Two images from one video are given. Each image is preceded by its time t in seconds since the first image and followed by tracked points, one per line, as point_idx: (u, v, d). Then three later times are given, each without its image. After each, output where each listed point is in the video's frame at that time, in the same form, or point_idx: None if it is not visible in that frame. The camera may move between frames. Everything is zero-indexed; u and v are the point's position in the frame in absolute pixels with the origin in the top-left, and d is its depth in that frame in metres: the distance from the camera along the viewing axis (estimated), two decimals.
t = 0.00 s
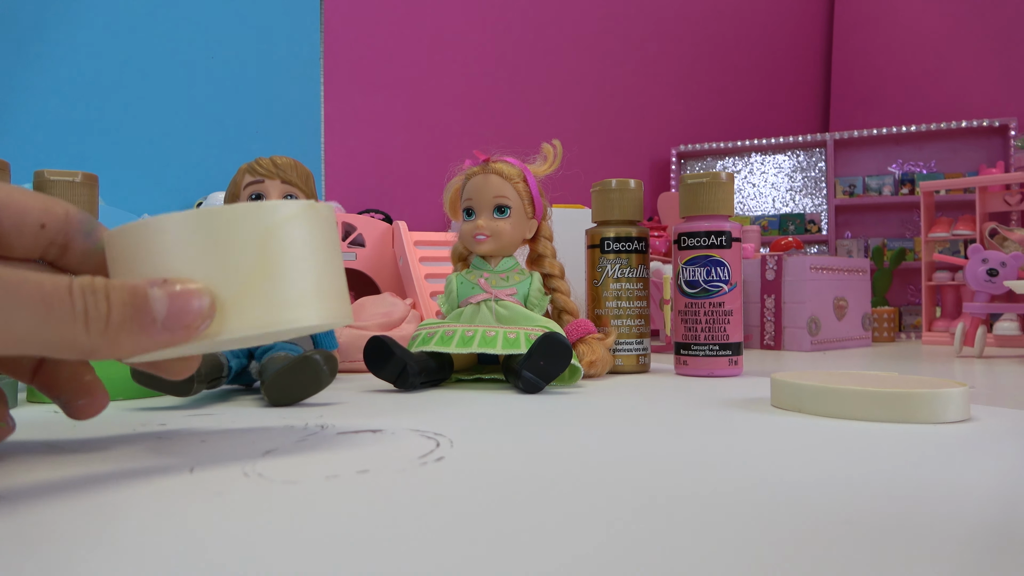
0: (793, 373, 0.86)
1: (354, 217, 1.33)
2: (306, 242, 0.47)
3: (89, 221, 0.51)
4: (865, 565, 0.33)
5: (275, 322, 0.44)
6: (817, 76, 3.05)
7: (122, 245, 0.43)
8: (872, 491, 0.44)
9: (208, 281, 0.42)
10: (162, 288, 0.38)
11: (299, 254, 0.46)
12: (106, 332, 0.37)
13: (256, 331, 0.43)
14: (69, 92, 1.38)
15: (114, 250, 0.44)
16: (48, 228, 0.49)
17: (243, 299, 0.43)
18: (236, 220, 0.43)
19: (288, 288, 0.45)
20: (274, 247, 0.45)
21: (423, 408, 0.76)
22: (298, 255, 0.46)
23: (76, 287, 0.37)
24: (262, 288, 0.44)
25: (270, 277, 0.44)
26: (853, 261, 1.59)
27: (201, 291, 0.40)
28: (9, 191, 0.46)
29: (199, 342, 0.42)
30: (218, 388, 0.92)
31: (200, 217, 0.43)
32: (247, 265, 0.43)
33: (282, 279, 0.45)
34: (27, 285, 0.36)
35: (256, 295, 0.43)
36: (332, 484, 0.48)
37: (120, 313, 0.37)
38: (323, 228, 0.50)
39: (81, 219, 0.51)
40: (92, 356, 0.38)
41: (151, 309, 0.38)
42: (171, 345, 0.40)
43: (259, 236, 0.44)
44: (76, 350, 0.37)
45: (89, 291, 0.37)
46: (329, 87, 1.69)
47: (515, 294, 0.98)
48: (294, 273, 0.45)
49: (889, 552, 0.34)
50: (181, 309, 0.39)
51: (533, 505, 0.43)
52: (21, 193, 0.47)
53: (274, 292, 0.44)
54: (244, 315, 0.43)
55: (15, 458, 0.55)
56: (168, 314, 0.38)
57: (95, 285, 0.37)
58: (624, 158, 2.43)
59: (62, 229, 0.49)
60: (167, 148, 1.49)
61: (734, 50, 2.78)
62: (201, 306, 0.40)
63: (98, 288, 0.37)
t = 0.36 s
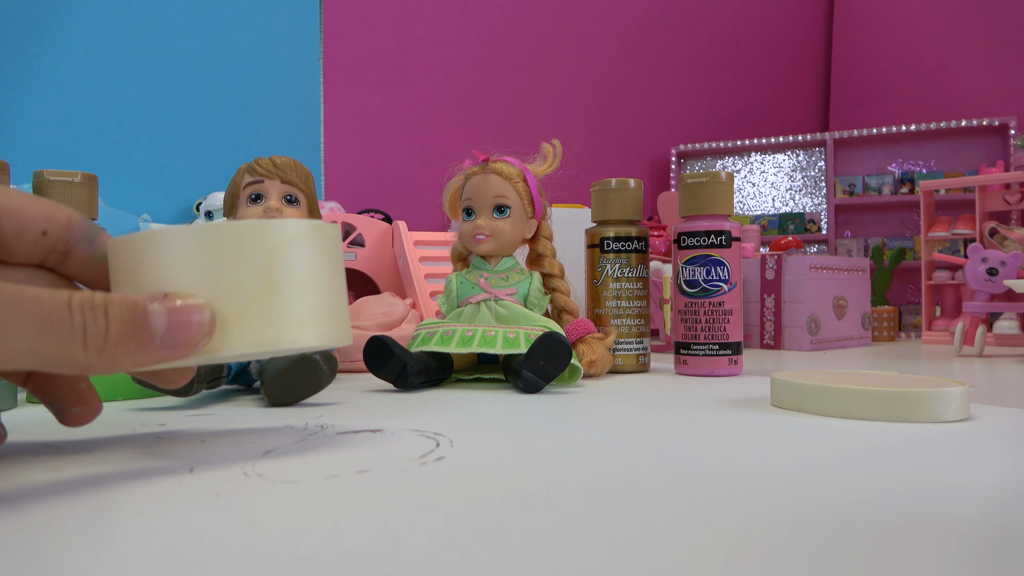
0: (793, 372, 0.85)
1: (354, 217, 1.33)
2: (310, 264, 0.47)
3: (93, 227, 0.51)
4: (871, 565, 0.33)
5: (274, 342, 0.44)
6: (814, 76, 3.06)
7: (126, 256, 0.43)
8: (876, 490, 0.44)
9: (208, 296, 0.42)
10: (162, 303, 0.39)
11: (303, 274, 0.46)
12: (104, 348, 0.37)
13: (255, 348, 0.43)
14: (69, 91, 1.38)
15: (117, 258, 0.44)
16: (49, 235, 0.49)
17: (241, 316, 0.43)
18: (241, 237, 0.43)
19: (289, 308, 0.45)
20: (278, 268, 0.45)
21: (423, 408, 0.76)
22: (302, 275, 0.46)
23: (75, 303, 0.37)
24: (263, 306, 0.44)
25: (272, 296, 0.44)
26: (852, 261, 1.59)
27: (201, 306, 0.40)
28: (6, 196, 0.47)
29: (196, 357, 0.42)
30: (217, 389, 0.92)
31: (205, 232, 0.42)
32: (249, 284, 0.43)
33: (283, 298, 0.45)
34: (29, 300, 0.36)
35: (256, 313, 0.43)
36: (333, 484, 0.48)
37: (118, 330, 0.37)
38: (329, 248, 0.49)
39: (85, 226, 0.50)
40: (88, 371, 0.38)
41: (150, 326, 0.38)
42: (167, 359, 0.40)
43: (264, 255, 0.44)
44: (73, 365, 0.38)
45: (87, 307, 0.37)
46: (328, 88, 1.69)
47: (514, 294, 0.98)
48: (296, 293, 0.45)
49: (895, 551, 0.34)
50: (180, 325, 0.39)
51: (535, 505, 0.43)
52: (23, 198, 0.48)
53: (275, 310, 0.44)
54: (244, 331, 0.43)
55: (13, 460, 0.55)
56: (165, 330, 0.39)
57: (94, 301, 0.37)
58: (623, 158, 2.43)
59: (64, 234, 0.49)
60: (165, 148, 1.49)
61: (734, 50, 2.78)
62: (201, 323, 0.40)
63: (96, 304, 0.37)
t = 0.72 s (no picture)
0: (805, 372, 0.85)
1: (364, 217, 1.34)
2: (327, 288, 0.50)
3: (112, 218, 0.53)
4: (892, 568, 0.32)
5: (285, 363, 0.47)
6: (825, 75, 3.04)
7: (150, 263, 0.47)
8: (893, 492, 0.44)
9: (223, 315, 0.45)
10: (169, 321, 0.40)
11: (316, 299, 0.49)
12: (113, 375, 0.39)
13: (265, 368, 0.46)
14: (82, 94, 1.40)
15: (146, 265, 0.47)
16: (70, 231, 0.50)
17: (253, 336, 0.46)
18: (259, 260, 0.47)
19: (302, 330, 0.48)
20: (299, 290, 0.48)
21: (434, 408, 0.76)
22: (316, 300, 0.49)
23: (86, 330, 0.38)
24: (275, 328, 0.47)
25: (284, 318, 0.47)
26: (864, 260, 1.58)
27: (212, 321, 0.43)
28: (33, 196, 0.47)
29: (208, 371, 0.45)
30: (230, 388, 0.92)
31: (226, 251, 0.46)
32: (267, 303, 0.47)
33: (295, 320, 0.48)
34: (42, 331, 0.38)
35: (268, 333, 0.47)
36: (345, 484, 0.48)
37: (126, 355, 0.39)
38: (353, 277, 0.53)
39: (104, 217, 0.52)
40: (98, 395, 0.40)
41: (154, 341, 0.39)
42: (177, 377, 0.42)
43: (279, 279, 0.47)
44: (84, 391, 0.39)
45: (98, 333, 0.39)
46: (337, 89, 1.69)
47: (525, 294, 0.98)
48: (309, 317, 0.49)
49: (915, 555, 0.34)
50: (183, 343, 0.40)
51: (548, 507, 0.42)
52: (50, 197, 0.48)
53: (286, 331, 0.47)
54: (254, 351, 0.46)
55: (28, 457, 0.55)
56: (174, 352, 0.40)
57: (103, 328, 0.39)
58: (633, 157, 2.43)
59: (83, 229, 0.51)
60: (176, 149, 1.50)
61: (744, 48, 2.77)
62: (208, 339, 0.42)
63: (105, 331, 0.39)
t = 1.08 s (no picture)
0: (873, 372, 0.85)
1: (431, 220, 1.39)
2: (386, 267, 0.54)
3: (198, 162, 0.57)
4: (967, 551, 0.33)
5: (344, 336, 0.52)
6: (890, 69, 2.97)
7: (226, 247, 0.52)
8: (967, 484, 0.45)
9: (291, 296, 0.51)
10: (245, 305, 0.47)
11: (375, 277, 0.53)
12: (206, 354, 0.46)
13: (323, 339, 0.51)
14: (169, 105, 1.47)
15: (227, 247, 0.52)
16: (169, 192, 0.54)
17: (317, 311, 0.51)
18: (321, 244, 0.51)
19: (366, 305, 0.53)
20: (361, 268, 0.53)
21: (505, 402, 0.79)
22: (375, 278, 0.53)
23: (184, 317, 0.45)
24: (336, 306, 0.52)
25: (348, 296, 0.52)
26: (934, 259, 1.54)
27: (278, 303, 0.49)
28: (133, 175, 0.50)
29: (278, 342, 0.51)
30: (311, 382, 0.98)
31: (294, 236, 0.51)
32: (330, 282, 0.51)
33: (353, 299, 0.52)
34: (151, 320, 0.43)
35: (333, 309, 0.52)
36: (431, 469, 0.51)
37: (216, 336, 0.46)
38: (411, 252, 0.57)
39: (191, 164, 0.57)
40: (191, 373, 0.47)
41: (236, 324, 0.47)
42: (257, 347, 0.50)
43: (341, 261, 0.52)
44: (180, 370, 0.45)
45: (195, 318, 0.45)
46: (404, 96, 1.75)
47: (589, 294, 1.01)
48: (368, 294, 0.53)
49: (989, 539, 0.35)
50: (259, 322, 0.48)
51: (624, 490, 0.45)
52: (146, 164, 0.52)
53: (344, 309, 0.52)
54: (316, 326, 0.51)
55: (144, 438, 0.61)
56: (253, 330, 0.48)
57: (198, 313, 0.45)
58: (693, 157, 2.41)
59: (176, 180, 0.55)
60: (256, 155, 1.57)
61: (808, 45, 2.72)
62: (280, 318, 0.49)
63: (196, 316, 0.45)
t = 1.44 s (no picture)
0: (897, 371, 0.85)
1: (455, 220, 1.41)
2: (391, 210, 0.51)
3: (242, 209, 0.55)
4: (993, 545, 0.34)
5: (384, 290, 0.51)
6: (913, 68, 2.94)
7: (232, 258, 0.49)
8: (993, 482, 0.45)
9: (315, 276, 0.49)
10: (281, 291, 0.46)
11: (385, 224, 0.51)
12: (245, 339, 0.45)
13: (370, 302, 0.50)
14: (197, 107, 1.51)
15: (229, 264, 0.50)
16: (204, 222, 0.53)
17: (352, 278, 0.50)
18: (326, 215, 0.48)
19: (385, 255, 0.51)
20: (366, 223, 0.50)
21: (531, 400, 0.81)
22: (384, 224, 0.50)
23: (218, 303, 0.44)
24: (364, 267, 0.50)
25: (366, 254, 0.50)
26: (958, 259, 1.53)
27: (313, 287, 0.48)
28: (170, 191, 0.50)
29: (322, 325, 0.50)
30: (338, 380, 1.00)
31: (297, 220, 0.48)
32: (345, 250, 0.49)
33: (376, 252, 0.50)
34: (183, 311, 0.43)
35: (360, 273, 0.50)
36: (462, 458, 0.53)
37: (253, 320, 0.45)
38: (401, 182, 0.53)
39: (236, 209, 0.54)
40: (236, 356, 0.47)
41: (274, 313, 0.46)
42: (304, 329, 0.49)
43: (350, 221, 0.49)
44: (222, 355, 0.45)
45: (227, 305, 0.44)
46: (427, 98, 1.77)
47: (612, 293, 1.02)
48: (384, 243, 0.51)
49: (1014, 535, 0.35)
50: (297, 307, 0.47)
51: (651, 481, 0.46)
52: (190, 187, 0.51)
53: (371, 266, 0.50)
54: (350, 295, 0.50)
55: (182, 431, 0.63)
56: (291, 313, 0.47)
57: (232, 299, 0.45)
58: (714, 156, 2.40)
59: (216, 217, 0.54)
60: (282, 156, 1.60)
61: (830, 43, 2.71)
62: (315, 302, 0.48)
63: (232, 302, 0.44)
